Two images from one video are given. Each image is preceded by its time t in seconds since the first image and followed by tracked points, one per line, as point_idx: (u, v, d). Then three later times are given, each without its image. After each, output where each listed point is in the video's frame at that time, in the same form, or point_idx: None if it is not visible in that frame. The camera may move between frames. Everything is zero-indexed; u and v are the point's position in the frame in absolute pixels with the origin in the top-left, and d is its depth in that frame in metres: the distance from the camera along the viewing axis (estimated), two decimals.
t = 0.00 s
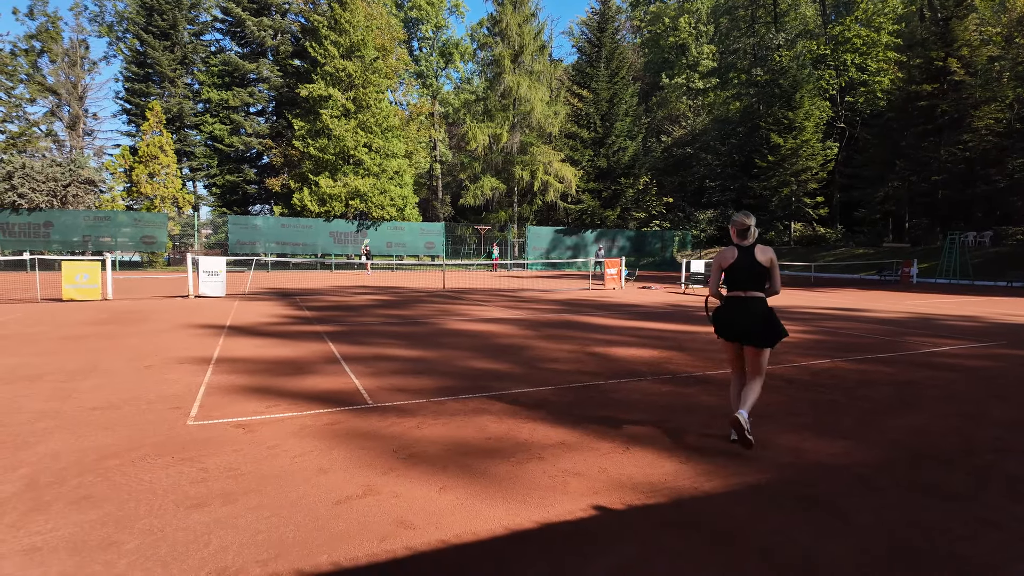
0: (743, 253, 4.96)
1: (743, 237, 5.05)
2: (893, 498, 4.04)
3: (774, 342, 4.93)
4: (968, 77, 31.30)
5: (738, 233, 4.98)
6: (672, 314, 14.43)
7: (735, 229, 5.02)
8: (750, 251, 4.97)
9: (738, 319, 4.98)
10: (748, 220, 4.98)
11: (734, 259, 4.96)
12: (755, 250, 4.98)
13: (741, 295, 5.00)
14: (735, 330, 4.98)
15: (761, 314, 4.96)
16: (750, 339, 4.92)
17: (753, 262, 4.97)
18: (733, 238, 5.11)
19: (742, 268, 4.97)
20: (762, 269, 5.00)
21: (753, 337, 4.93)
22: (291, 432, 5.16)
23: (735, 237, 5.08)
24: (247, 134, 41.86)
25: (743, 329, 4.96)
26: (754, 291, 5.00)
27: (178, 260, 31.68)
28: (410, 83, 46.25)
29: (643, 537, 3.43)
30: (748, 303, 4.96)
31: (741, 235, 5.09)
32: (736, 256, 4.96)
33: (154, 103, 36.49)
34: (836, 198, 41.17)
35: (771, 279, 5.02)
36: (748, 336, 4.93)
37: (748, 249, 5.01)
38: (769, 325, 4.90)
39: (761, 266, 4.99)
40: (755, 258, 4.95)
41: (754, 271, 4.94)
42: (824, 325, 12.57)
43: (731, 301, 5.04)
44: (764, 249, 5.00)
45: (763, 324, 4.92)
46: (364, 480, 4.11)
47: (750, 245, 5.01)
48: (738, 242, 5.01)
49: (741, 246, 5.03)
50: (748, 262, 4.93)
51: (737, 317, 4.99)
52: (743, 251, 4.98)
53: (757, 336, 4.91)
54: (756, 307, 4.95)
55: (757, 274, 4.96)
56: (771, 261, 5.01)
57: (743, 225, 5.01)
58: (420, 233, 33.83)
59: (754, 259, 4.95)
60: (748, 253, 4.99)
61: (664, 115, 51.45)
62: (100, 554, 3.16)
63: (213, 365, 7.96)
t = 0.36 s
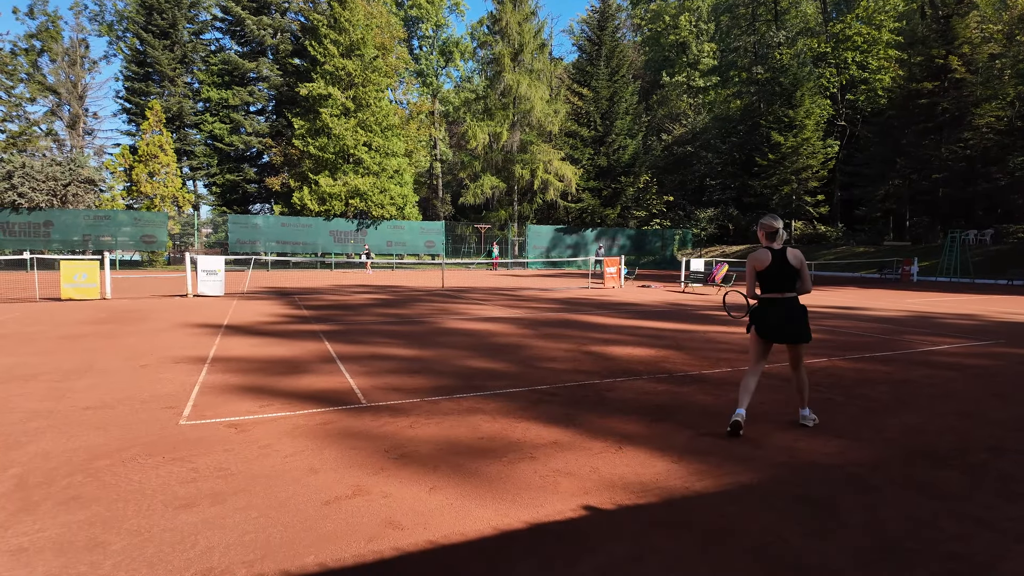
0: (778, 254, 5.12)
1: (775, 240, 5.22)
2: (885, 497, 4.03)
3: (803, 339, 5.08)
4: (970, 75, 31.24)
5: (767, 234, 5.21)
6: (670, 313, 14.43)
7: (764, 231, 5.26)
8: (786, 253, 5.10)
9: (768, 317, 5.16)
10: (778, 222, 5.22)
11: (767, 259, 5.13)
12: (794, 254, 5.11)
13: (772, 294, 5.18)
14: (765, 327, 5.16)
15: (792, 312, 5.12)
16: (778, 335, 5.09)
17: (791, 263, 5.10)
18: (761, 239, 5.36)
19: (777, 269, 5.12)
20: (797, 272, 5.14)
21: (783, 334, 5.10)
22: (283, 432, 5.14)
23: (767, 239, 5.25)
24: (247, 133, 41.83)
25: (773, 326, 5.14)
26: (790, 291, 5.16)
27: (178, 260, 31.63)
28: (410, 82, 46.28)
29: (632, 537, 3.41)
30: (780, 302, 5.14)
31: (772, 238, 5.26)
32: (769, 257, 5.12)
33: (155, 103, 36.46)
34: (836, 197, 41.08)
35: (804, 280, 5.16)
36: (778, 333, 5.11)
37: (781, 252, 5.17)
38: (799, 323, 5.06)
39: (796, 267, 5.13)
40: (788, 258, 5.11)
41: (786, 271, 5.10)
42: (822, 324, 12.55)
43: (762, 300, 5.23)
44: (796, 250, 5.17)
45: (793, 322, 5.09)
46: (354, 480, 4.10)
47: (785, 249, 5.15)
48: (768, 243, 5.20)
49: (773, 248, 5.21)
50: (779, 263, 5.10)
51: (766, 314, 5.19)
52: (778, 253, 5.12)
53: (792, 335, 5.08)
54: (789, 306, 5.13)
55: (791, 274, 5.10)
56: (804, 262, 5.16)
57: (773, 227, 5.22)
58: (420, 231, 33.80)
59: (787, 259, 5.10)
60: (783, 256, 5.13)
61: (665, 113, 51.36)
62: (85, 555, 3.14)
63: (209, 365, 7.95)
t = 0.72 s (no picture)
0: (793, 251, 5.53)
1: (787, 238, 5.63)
2: (875, 499, 3.98)
3: (822, 330, 5.44)
4: (971, 73, 31.15)
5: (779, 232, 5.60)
6: (668, 313, 14.39)
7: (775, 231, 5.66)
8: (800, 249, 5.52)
9: (787, 307, 5.51)
10: (789, 222, 5.64)
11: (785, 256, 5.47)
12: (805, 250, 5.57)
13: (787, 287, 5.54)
14: (782, 319, 5.53)
15: (808, 305, 5.48)
16: (800, 326, 5.45)
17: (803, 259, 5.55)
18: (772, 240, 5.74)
19: (794, 264, 5.50)
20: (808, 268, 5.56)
21: (802, 324, 5.45)
22: (272, 433, 5.11)
23: (779, 237, 5.64)
24: (246, 132, 41.81)
25: (789, 318, 5.50)
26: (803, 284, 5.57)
27: (177, 259, 31.61)
28: (410, 81, 46.25)
29: (617, 540, 3.38)
30: (794, 296, 5.52)
31: (783, 236, 5.66)
32: (787, 252, 5.46)
33: (154, 102, 36.44)
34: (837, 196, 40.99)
35: (811, 275, 5.61)
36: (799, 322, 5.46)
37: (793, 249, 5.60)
38: (815, 315, 5.39)
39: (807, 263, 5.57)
40: (800, 254, 5.53)
41: (800, 266, 5.48)
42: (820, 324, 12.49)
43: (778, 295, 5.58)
44: (806, 247, 5.62)
45: (809, 315, 5.45)
46: (340, 483, 4.06)
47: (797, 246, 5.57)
48: (782, 241, 5.58)
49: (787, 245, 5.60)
50: (795, 258, 5.48)
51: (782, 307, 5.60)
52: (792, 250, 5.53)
53: (812, 326, 5.44)
54: (803, 298, 5.50)
55: (802, 269, 5.51)
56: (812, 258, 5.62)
57: (784, 226, 5.62)
58: (419, 231, 33.76)
59: (799, 255, 5.52)
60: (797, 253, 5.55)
61: (665, 112, 51.16)
62: (64, 559, 3.11)
63: (201, 365, 7.91)
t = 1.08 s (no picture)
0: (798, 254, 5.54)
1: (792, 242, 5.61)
2: (867, 501, 3.95)
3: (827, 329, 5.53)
4: (971, 73, 31.02)
5: (784, 239, 5.60)
6: (667, 312, 14.35)
7: (778, 238, 5.68)
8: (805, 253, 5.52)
9: (791, 311, 5.55)
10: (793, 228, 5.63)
11: (789, 261, 5.49)
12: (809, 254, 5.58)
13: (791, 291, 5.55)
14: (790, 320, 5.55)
15: (813, 307, 5.51)
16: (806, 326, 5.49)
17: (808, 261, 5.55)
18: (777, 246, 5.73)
19: (800, 267, 5.50)
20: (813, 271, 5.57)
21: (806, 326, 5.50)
22: (262, 433, 5.08)
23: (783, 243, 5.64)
24: (246, 132, 41.84)
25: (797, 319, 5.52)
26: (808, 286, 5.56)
27: (176, 259, 31.61)
28: (410, 80, 46.21)
29: (604, 540, 3.35)
30: (800, 298, 5.52)
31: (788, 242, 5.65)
32: (793, 258, 5.49)
33: (154, 101, 36.44)
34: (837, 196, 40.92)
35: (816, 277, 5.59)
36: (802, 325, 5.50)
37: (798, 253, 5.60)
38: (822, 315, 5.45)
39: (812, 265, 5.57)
40: (804, 258, 5.53)
41: (806, 269, 5.49)
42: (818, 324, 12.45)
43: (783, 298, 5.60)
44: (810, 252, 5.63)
45: (814, 316, 5.50)
46: (327, 483, 4.04)
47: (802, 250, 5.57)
48: (788, 247, 5.59)
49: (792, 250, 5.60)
50: (800, 262, 5.49)
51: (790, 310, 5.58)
52: (798, 254, 5.54)
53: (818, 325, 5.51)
54: (807, 300, 5.51)
55: (808, 272, 5.51)
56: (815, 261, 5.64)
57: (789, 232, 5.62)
58: (419, 230, 33.74)
59: (804, 259, 5.52)
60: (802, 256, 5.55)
61: (666, 111, 51.01)
62: (45, 560, 3.08)
63: (195, 365, 7.89)
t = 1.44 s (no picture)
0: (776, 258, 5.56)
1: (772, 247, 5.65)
2: (864, 501, 3.94)
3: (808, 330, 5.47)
4: (972, 72, 30.91)
5: (764, 244, 5.66)
6: (667, 311, 14.33)
7: (760, 243, 5.75)
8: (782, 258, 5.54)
9: (768, 313, 5.57)
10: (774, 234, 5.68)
11: (767, 263, 5.52)
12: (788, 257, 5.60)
13: (770, 293, 5.58)
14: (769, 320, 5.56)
15: (794, 308, 5.49)
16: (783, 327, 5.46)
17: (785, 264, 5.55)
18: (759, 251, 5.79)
19: (776, 270, 5.52)
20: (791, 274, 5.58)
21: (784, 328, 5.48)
22: (260, 433, 5.08)
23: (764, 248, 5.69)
24: (246, 131, 41.88)
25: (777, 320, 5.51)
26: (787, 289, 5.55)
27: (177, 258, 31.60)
28: (410, 79, 46.13)
29: (601, 540, 3.34)
30: (779, 300, 5.52)
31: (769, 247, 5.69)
32: (770, 261, 5.52)
33: (154, 100, 36.38)
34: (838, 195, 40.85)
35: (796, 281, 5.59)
36: (778, 326, 5.49)
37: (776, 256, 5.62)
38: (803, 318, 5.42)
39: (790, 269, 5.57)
40: (782, 262, 5.55)
41: (785, 273, 5.51)
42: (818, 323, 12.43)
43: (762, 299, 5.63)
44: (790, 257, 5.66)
45: (795, 317, 5.47)
46: (324, 483, 4.03)
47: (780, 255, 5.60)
48: (767, 251, 5.63)
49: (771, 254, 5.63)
50: (778, 265, 5.50)
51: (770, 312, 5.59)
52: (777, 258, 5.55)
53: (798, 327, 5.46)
54: (785, 302, 5.50)
55: (786, 276, 5.53)
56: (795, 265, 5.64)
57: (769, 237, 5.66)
58: (419, 229, 33.73)
59: (783, 263, 5.54)
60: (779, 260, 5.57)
61: (666, 110, 50.96)
62: (41, 560, 3.07)
63: (193, 364, 7.88)
